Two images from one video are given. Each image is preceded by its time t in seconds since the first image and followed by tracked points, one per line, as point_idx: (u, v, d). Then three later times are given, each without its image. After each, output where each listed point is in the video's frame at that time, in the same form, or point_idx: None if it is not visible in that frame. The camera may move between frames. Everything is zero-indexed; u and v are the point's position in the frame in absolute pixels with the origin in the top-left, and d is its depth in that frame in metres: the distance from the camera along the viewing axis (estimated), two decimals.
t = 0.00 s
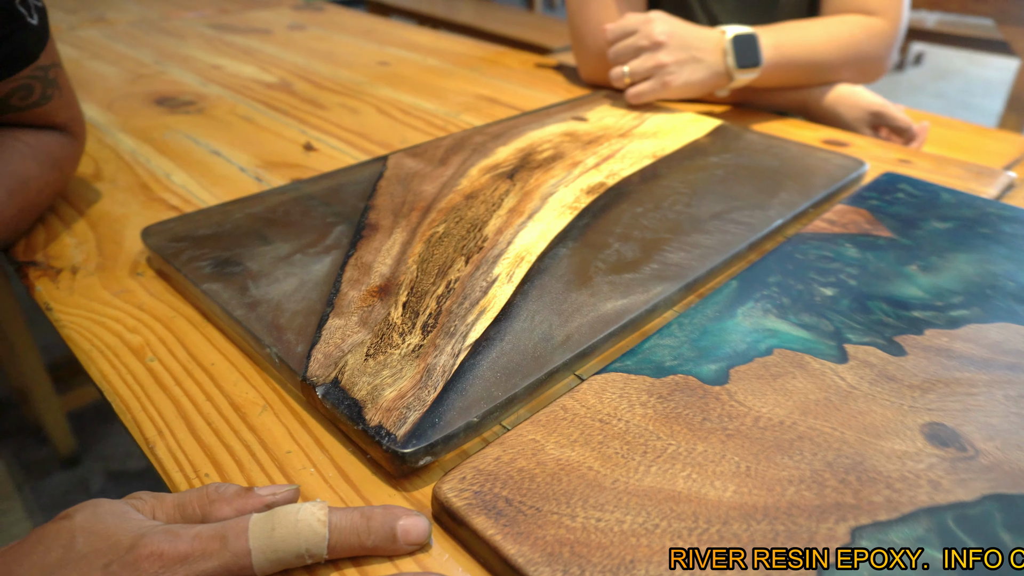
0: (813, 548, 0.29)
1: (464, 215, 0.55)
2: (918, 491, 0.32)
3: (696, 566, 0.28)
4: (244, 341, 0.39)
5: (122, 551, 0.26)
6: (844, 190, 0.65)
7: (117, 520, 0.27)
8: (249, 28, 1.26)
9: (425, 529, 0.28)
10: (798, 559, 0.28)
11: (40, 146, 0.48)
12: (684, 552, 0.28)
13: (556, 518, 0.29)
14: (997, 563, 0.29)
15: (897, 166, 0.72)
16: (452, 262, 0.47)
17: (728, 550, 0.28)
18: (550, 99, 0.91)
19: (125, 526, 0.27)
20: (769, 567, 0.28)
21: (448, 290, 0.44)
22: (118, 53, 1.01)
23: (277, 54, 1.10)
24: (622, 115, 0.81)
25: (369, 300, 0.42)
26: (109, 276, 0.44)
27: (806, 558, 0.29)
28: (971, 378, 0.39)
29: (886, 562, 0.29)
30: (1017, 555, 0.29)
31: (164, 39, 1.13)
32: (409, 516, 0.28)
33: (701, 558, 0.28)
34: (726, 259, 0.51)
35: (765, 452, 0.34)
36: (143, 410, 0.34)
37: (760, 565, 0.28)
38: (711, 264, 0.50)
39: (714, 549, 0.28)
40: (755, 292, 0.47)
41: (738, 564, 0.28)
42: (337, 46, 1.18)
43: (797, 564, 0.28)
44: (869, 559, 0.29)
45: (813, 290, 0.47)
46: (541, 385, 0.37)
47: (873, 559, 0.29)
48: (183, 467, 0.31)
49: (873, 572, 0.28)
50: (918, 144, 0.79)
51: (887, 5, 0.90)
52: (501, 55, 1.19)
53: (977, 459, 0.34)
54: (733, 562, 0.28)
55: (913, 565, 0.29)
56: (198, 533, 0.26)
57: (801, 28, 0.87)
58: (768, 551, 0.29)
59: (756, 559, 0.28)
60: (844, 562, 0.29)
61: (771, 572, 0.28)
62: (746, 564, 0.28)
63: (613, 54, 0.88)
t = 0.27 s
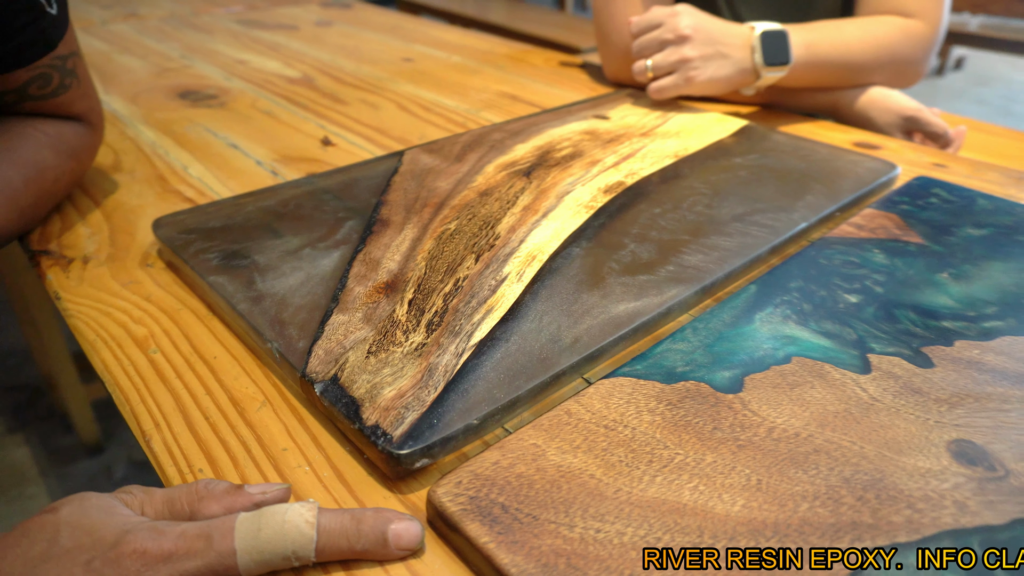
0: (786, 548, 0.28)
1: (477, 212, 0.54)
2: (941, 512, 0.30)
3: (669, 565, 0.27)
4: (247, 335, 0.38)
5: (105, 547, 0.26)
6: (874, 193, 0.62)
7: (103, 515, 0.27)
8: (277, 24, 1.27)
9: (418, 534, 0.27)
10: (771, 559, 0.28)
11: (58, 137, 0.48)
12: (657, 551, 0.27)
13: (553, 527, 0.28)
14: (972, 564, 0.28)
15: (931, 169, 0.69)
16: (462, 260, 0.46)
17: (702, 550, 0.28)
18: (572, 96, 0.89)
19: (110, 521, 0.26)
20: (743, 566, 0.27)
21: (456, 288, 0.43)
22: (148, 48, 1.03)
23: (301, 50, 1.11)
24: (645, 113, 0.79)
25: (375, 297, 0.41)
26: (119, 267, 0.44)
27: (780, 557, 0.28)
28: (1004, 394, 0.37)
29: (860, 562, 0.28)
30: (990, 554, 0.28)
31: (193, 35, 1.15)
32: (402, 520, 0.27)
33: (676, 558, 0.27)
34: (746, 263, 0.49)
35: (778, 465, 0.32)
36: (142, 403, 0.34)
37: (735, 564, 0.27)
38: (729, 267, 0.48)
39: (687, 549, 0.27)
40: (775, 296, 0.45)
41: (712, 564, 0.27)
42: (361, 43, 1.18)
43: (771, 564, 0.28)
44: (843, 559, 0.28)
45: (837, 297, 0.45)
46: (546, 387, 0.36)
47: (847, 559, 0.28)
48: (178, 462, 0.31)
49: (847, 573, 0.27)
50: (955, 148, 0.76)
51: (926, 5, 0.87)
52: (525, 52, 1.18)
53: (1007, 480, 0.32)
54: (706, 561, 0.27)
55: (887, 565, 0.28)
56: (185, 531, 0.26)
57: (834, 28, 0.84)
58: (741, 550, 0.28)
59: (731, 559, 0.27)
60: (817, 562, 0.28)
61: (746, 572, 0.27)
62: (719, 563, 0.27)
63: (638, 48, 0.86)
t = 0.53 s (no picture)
0: (760, 547, 0.27)
1: (486, 208, 0.53)
2: (955, 526, 0.29)
3: (642, 566, 0.26)
4: (248, 327, 0.38)
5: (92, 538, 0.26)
6: (900, 194, 0.60)
7: (91, 506, 0.27)
8: (299, 21, 1.28)
9: (408, 533, 0.26)
10: (746, 559, 0.27)
11: (71, 126, 0.49)
12: (631, 551, 0.27)
13: (546, 530, 0.27)
14: (945, 563, 0.27)
15: (959, 171, 0.67)
16: (468, 256, 0.46)
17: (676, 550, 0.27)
18: (589, 93, 0.88)
19: (97, 512, 0.27)
20: (718, 567, 0.26)
21: (460, 283, 0.42)
22: (172, 44, 1.04)
23: (321, 46, 1.11)
24: (664, 111, 0.77)
25: (378, 291, 0.41)
26: (128, 258, 0.45)
27: (753, 557, 0.27)
28: None
29: (834, 562, 0.27)
30: (963, 554, 0.28)
31: (215, 30, 1.16)
32: (392, 519, 0.27)
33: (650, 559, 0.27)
34: (760, 263, 0.48)
35: (785, 473, 0.31)
36: (140, 394, 0.34)
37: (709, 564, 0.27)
38: (742, 267, 0.47)
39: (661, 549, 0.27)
40: (789, 298, 0.44)
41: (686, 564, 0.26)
42: (381, 39, 1.18)
43: (745, 564, 0.27)
44: (816, 559, 0.27)
45: (854, 299, 0.44)
46: (547, 386, 0.36)
47: (820, 559, 0.27)
48: (172, 454, 0.31)
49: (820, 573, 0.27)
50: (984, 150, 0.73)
51: (959, 4, 0.84)
52: (544, 49, 1.17)
53: None
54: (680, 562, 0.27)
55: (860, 565, 0.27)
56: (171, 525, 0.26)
57: (859, 27, 0.82)
58: (716, 550, 0.27)
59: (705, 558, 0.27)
60: (790, 562, 0.27)
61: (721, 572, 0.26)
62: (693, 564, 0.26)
63: (656, 48, 0.84)
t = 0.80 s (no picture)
0: (734, 548, 0.27)
1: (489, 206, 0.53)
2: (946, 542, 0.28)
3: (616, 566, 0.26)
4: (244, 322, 0.39)
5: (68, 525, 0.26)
6: (916, 198, 0.59)
7: (71, 496, 0.28)
8: (318, 18, 1.29)
9: (385, 533, 0.27)
10: (718, 559, 0.27)
11: (82, 121, 0.51)
12: (604, 551, 0.26)
13: (524, 534, 0.27)
14: (919, 563, 0.27)
15: (979, 176, 0.65)
16: (467, 254, 0.46)
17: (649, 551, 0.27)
18: (602, 92, 0.88)
19: (76, 502, 0.27)
20: (690, 567, 0.26)
21: (457, 282, 0.42)
22: (192, 41, 1.06)
23: (338, 43, 1.12)
24: (677, 111, 0.76)
25: (374, 288, 0.41)
26: (132, 251, 0.45)
27: (727, 557, 0.27)
28: None
29: (806, 562, 0.27)
30: (938, 554, 0.27)
31: (235, 27, 1.18)
32: (370, 518, 0.27)
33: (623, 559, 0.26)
34: (764, 267, 0.47)
35: (775, 482, 0.30)
36: (133, 385, 0.34)
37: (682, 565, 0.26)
38: (745, 270, 0.46)
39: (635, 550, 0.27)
40: (791, 303, 0.43)
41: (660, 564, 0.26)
42: (398, 37, 1.19)
43: (718, 564, 0.27)
44: (790, 559, 0.27)
45: (860, 306, 0.43)
46: (536, 387, 0.35)
47: (794, 559, 0.27)
48: (159, 447, 0.31)
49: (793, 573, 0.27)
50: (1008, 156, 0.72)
51: (985, 4, 0.82)
52: (561, 47, 1.16)
53: None
54: (653, 562, 0.26)
55: (834, 566, 0.27)
56: (148, 516, 0.26)
57: (879, 28, 0.80)
58: (689, 550, 0.27)
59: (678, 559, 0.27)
60: (764, 562, 0.27)
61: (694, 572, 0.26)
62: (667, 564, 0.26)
63: (670, 47, 0.83)
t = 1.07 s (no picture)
0: (709, 548, 0.27)
1: (485, 204, 0.53)
2: (921, 548, 0.27)
3: (589, 566, 0.26)
4: (234, 314, 0.39)
5: (42, 452, 0.26)
6: (921, 200, 0.58)
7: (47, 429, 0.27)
8: (333, 16, 1.30)
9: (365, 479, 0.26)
10: (692, 559, 0.27)
11: (86, 112, 0.54)
12: (578, 551, 0.26)
13: (494, 529, 0.27)
14: (893, 563, 0.27)
15: (989, 180, 0.64)
16: (460, 250, 0.46)
17: (623, 551, 0.27)
18: (609, 91, 0.87)
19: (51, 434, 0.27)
20: (665, 567, 0.26)
21: (446, 278, 0.43)
22: (207, 38, 1.08)
23: (350, 41, 1.13)
24: (683, 111, 0.75)
25: (364, 283, 0.41)
26: (132, 242, 0.47)
27: (701, 557, 0.27)
28: None
29: (781, 562, 0.27)
30: (911, 554, 0.27)
31: (251, 25, 1.20)
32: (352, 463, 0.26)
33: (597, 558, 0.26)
34: (758, 268, 0.46)
35: (753, 484, 0.30)
36: (123, 374, 0.35)
37: (655, 565, 0.26)
38: (739, 271, 0.45)
39: (609, 550, 0.27)
40: (783, 305, 0.43)
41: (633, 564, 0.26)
42: (411, 35, 1.20)
43: (692, 564, 0.27)
44: (764, 559, 0.27)
45: (853, 309, 0.42)
46: (519, 384, 0.35)
47: (768, 559, 0.27)
48: (144, 436, 0.32)
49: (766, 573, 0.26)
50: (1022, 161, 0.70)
51: (1002, 5, 0.80)
52: (573, 46, 1.16)
53: (1011, 519, 0.29)
54: (625, 562, 0.26)
55: (808, 565, 0.27)
56: (130, 449, 0.26)
57: (891, 28, 0.79)
58: (663, 550, 0.27)
59: (651, 559, 0.26)
60: (738, 562, 0.27)
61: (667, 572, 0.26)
62: (640, 564, 0.26)
63: (677, 47, 0.82)
